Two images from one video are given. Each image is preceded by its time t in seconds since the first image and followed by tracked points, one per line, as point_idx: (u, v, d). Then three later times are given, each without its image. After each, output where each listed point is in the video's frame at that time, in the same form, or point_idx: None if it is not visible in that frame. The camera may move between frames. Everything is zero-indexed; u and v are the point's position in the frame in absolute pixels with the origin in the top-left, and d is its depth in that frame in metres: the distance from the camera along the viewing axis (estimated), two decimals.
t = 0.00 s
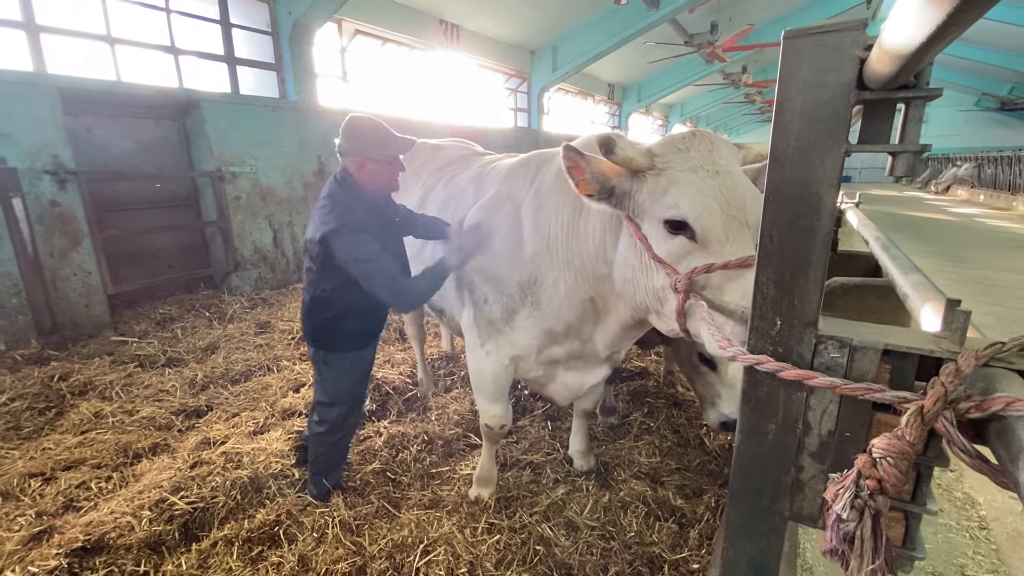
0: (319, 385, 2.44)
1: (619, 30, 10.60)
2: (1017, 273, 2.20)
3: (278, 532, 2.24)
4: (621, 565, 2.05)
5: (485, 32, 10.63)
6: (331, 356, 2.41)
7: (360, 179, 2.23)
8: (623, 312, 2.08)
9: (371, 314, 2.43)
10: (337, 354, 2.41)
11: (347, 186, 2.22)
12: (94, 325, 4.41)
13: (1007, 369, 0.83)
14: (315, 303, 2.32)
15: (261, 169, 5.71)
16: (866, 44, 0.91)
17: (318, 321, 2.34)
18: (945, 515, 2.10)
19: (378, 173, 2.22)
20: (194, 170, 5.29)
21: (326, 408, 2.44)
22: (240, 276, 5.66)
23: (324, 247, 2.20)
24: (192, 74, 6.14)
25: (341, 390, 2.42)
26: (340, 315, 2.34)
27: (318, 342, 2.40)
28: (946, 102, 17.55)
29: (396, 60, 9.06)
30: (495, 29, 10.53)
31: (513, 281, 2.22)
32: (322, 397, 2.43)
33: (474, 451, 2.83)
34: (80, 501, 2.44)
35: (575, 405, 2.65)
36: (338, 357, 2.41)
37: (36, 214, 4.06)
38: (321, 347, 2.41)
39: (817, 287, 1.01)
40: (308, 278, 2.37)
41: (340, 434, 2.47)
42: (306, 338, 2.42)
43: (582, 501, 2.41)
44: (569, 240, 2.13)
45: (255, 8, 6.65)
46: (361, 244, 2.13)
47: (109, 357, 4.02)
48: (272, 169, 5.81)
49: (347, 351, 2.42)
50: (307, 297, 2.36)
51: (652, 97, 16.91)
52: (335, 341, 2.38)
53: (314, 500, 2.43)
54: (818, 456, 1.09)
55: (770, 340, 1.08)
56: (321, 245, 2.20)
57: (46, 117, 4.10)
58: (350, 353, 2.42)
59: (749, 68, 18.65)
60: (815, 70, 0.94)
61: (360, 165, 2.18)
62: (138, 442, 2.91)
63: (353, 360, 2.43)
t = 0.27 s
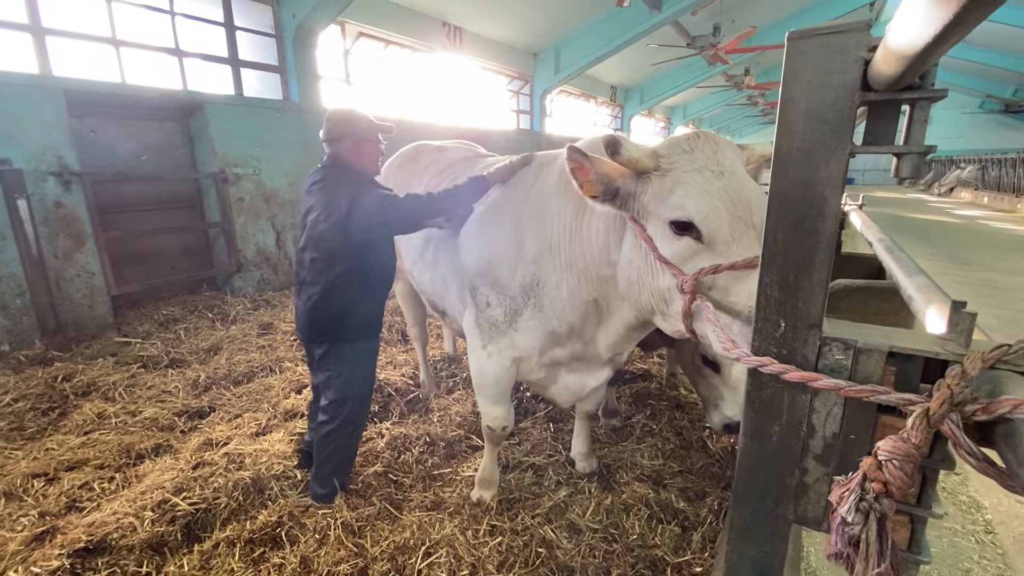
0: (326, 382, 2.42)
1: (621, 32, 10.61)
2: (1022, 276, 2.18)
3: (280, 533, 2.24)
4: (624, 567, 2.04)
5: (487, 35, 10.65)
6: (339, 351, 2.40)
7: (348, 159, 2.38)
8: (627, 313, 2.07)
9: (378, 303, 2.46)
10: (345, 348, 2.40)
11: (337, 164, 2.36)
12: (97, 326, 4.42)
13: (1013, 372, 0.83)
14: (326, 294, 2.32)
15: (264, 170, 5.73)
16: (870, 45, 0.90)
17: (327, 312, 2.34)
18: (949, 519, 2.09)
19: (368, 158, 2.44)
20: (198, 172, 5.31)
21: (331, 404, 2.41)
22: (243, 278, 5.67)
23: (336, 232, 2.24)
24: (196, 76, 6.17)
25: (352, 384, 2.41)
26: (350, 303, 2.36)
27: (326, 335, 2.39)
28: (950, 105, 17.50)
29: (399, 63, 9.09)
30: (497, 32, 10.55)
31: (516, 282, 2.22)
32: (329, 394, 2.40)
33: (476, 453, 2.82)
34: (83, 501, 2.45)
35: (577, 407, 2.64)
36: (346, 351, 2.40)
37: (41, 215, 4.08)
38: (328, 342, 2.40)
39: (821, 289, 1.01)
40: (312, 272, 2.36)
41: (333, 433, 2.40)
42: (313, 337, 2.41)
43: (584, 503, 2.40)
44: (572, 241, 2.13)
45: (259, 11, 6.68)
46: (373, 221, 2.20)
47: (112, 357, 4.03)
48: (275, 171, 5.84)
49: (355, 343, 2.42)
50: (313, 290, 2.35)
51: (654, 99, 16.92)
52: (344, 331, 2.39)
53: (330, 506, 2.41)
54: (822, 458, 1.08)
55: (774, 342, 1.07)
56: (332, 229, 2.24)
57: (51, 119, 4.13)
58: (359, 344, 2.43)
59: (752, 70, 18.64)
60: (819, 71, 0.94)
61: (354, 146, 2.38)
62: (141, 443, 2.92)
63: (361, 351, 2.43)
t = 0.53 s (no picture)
0: (336, 381, 2.42)
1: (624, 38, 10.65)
2: None
3: (284, 538, 2.24)
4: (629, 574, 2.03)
5: (491, 40, 10.70)
6: (351, 347, 2.41)
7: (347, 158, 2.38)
8: (629, 320, 2.06)
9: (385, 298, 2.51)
10: (356, 343, 2.42)
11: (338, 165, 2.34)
12: (103, 329, 4.45)
13: None
14: (341, 289, 2.33)
15: (270, 175, 5.76)
16: (878, 53, 0.91)
17: (340, 308, 2.35)
18: (957, 526, 2.07)
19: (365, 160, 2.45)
20: (204, 177, 5.34)
21: (342, 403, 2.41)
22: (248, 281, 5.69)
23: (348, 227, 2.28)
24: (202, 82, 6.22)
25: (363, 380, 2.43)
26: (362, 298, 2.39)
27: (338, 333, 2.39)
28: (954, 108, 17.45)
29: (403, 68, 9.14)
30: (501, 37, 10.59)
31: (519, 287, 2.23)
32: (339, 393, 2.40)
33: (480, 458, 2.82)
34: (88, 505, 2.45)
35: (581, 412, 2.63)
36: (357, 347, 2.42)
37: (48, 219, 4.12)
38: (340, 340, 2.41)
39: (829, 296, 1.01)
40: (323, 270, 2.34)
41: (340, 437, 2.42)
42: (322, 335, 2.40)
43: (589, 508, 2.40)
44: (575, 247, 2.13)
45: (265, 17, 6.73)
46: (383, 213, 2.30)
47: (117, 361, 4.05)
48: (280, 175, 5.87)
49: (365, 339, 2.44)
50: (326, 288, 2.35)
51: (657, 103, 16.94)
52: (357, 327, 2.41)
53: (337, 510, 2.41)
54: (830, 466, 1.07)
55: (781, 349, 1.07)
56: (343, 225, 2.27)
57: (59, 125, 4.16)
58: (369, 340, 2.46)
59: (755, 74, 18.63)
60: (827, 78, 0.94)
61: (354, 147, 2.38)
62: (146, 447, 2.93)
63: (371, 345, 2.46)
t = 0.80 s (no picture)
0: (339, 380, 2.40)
1: (625, 45, 10.71)
2: None
3: (288, 546, 2.24)
4: None
5: (495, 47, 10.76)
6: (354, 343, 2.40)
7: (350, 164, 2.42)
8: (632, 326, 2.05)
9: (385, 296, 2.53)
10: (359, 338, 2.42)
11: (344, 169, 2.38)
12: (109, 336, 4.47)
13: None
14: (347, 285, 2.33)
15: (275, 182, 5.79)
16: (883, 64, 0.91)
17: (343, 304, 2.34)
18: (967, 536, 2.05)
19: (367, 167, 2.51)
20: (210, 184, 5.38)
21: (346, 402, 2.39)
22: (253, 288, 5.72)
23: (353, 224, 2.30)
24: (209, 90, 6.27)
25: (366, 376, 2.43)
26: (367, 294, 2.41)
27: (343, 329, 2.37)
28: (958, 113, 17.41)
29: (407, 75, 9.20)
30: (505, 44, 10.65)
31: (522, 294, 2.23)
32: (344, 391, 2.38)
33: (484, 465, 2.81)
34: (94, 512, 2.46)
35: (585, 419, 2.63)
36: (361, 342, 2.42)
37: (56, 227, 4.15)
38: (344, 336, 2.39)
39: (836, 307, 1.01)
40: (326, 267, 2.33)
41: (344, 437, 2.40)
42: (325, 334, 2.38)
43: (594, 517, 2.38)
44: (577, 254, 2.13)
45: (271, 25, 6.80)
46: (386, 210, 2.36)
47: (123, 367, 4.07)
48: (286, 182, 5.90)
49: (366, 335, 2.44)
50: (329, 285, 2.33)
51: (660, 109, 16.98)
52: (361, 323, 2.41)
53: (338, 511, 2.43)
54: (838, 477, 1.07)
55: (788, 359, 1.07)
56: (348, 223, 2.29)
57: (67, 133, 4.20)
58: (371, 336, 2.47)
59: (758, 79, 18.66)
60: (832, 89, 0.94)
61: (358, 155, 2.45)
62: (151, 453, 2.93)
63: (373, 341, 2.47)
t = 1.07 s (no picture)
0: (336, 376, 2.39)
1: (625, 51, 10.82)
2: None
3: (292, 552, 2.23)
4: None
5: (498, 52, 10.80)
6: (348, 340, 2.39)
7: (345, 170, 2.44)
8: (630, 327, 2.04)
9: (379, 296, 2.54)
10: (353, 336, 2.41)
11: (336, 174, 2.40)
12: (115, 340, 4.49)
13: None
14: (337, 285, 2.35)
15: (280, 187, 5.83)
16: (889, 71, 0.92)
17: (336, 302, 2.35)
18: (975, 542, 2.03)
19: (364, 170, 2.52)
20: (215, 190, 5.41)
21: (343, 402, 2.37)
22: (258, 292, 5.74)
23: (342, 225, 2.32)
24: (214, 96, 6.32)
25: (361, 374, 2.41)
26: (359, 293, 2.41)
27: (336, 327, 2.37)
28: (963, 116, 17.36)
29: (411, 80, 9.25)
30: (508, 50, 10.70)
31: (526, 298, 2.23)
32: (342, 387, 2.36)
33: (488, 471, 2.81)
34: (99, 517, 2.46)
35: (590, 424, 2.62)
36: (354, 340, 2.40)
37: (63, 232, 4.18)
38: (337, 334, 2.38)
39: (842, 313, 1.01)
40: (318, 268, 2.37)
41: (343, 436, 2.38)
42: (319, 331, 2.37)
43: (599, 523, 2.37)
44: (578, 256, 2.13)
45: (276, 32, 6.85)
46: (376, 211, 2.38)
47: (129, 372, 4.09)
48: (290, 187, 5.93)
49: (360, 333, 2.42)
50: (321, 284, 2.36)
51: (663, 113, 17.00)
52: (354, 321, 2.40)
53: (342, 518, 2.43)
54: (846, 484, 1.06)
55: (795, 365, 1.07)
56: (337, 224, 2.31)
57: (75, 139, 4.24)
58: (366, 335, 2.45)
59: (761, 84, 18.66)
60: (838, 96, 0.94)
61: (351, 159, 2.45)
62: (156, 458, 2.94)
63: (369, 339, 2.45)
